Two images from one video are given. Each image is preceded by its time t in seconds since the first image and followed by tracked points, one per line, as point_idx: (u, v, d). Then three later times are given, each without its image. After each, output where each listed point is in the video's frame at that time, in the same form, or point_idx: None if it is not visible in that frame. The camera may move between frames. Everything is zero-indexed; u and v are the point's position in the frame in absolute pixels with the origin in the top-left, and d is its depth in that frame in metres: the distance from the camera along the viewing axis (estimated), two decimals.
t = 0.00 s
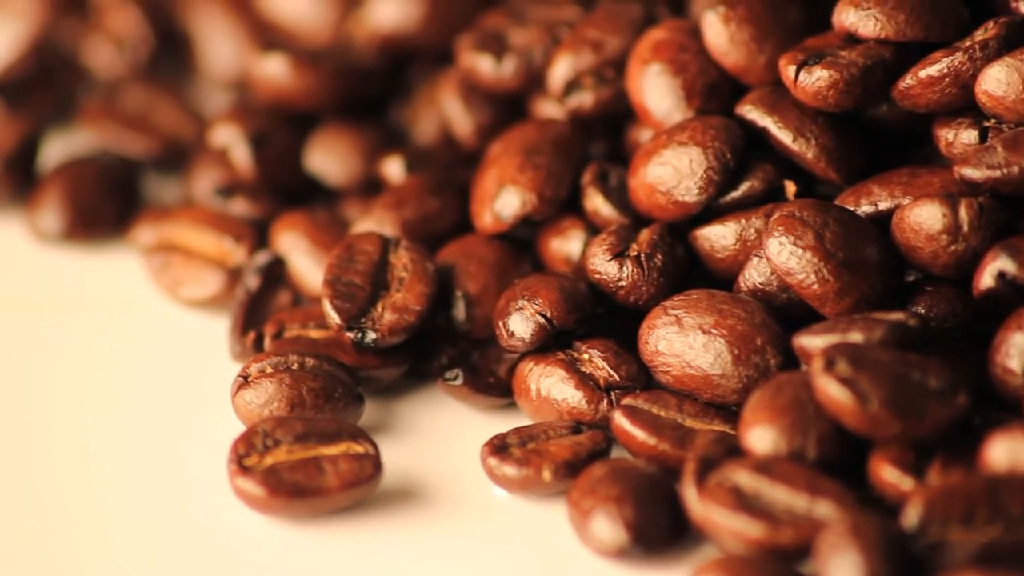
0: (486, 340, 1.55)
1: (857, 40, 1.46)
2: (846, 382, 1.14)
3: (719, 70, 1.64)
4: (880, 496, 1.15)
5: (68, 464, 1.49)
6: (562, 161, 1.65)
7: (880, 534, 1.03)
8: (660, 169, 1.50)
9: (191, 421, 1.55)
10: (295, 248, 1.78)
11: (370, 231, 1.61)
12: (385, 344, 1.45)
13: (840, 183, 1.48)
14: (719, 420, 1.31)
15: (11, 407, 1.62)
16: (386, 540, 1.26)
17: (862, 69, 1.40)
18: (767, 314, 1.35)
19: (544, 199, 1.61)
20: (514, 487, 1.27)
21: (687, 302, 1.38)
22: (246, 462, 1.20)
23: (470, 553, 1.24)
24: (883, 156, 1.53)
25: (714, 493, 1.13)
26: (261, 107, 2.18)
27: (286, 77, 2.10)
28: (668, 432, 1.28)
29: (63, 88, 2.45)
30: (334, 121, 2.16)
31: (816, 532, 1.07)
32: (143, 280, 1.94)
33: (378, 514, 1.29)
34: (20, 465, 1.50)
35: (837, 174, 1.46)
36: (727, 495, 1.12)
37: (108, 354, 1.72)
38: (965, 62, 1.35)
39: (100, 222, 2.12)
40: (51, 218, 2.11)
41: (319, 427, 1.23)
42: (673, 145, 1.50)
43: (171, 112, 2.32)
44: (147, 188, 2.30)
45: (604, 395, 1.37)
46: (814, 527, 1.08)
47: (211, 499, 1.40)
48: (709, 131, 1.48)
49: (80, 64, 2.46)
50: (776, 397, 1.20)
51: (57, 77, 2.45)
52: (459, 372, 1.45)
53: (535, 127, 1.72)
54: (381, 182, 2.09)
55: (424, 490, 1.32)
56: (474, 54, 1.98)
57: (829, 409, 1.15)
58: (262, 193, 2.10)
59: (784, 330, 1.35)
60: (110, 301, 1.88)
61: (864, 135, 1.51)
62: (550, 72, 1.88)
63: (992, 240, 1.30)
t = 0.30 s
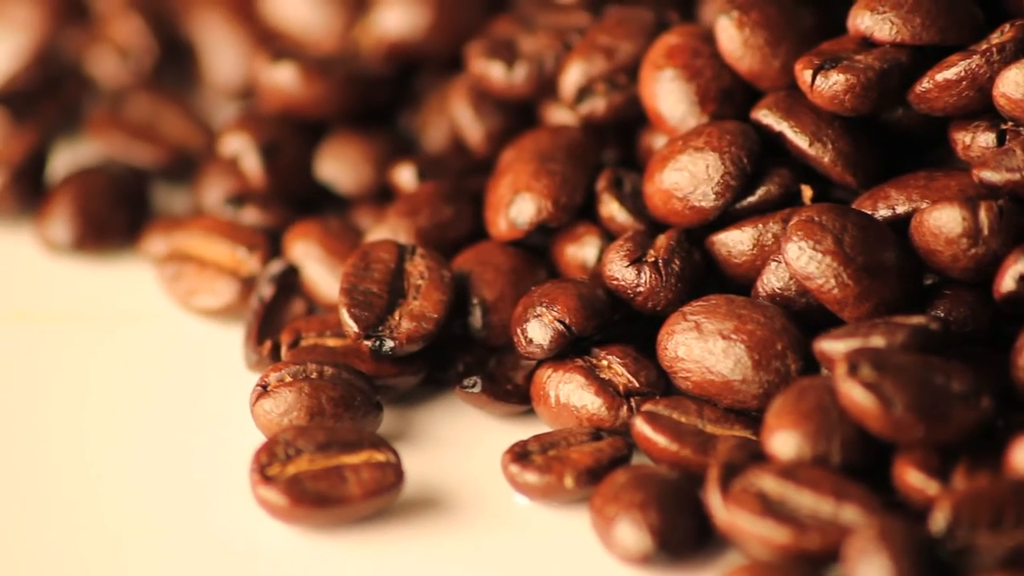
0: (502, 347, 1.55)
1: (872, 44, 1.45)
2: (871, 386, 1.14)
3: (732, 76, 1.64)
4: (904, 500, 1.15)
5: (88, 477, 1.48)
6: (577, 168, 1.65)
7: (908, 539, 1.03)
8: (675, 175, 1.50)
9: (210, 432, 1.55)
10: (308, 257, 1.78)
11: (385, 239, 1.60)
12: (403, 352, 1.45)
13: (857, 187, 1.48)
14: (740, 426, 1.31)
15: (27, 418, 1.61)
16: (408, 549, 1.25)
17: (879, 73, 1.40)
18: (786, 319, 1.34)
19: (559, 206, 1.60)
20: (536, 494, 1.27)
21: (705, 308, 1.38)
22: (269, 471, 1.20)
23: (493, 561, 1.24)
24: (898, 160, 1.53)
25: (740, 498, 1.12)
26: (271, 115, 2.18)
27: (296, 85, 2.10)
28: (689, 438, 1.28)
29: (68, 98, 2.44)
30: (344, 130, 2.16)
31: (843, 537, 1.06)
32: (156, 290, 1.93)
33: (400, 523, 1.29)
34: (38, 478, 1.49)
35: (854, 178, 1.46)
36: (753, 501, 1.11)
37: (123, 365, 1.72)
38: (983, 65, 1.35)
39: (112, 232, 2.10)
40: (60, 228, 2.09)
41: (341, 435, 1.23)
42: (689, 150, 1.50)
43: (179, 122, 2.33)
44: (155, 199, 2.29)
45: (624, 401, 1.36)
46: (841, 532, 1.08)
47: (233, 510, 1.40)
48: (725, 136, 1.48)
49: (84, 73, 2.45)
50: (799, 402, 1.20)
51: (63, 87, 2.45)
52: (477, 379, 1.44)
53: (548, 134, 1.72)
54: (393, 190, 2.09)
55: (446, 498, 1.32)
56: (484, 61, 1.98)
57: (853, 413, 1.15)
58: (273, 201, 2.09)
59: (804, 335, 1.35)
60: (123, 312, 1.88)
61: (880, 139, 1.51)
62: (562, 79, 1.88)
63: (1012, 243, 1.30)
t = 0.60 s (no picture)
0: (520, 354, 1.54)
1: (888, 48, 1.46)
2: (896, 390, 1.13)
3: (747, 81, 1.64)
4: (929, 504, 1.15)
5: (106, 487, 1.48)
6: (592, 174, 1.65)
7: (936, 543, 1.02)
8: (692, 180, 1.49)
9: (227, 443, 1.55)
10: (322, 266, 1.78)
11: (400, 247, 1.60)
12: (421, 360, 1.45)
13: (874, 191, 1.48)
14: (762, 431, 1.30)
15: (43, 429, 1.61)
16: (432, 557, 1.25)
17: (896, 77, 1.40)
18: (806, 324, 1.34)
19: (575, 212, 1.60)
20: (559, 501, 1.27)
21: (725, 313, 1.37)
22: (291, 480, 1.19)
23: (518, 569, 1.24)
24: (914, 163, 1.53)
25: (765, 504, 1.12)
26: (281, 125, 2.18)
27: (306, 94, 2.10)
28: (711, 443, 1.27)
29: (74, 108, 2.44)
30: (354, 138, 2.16)
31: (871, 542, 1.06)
32: (170, 300, 1.93)
33: (423, 531, 1.28)
34: (55, 490, 1.49)
35: (871, 182, 1.46)
36: (779, 506, 1.11)
37: (139, 376, 1.72)
38: (1000, 68, 1.35)
39: (124, 243, 2.09)
40: (70, 239, 2.08)
41: (363, 444, 1.23)
42: (706, 155, 1.49)
43: (187, 132, 2.32)
44: (166, 210, 2.28)
45: (645, 407, 1.36)
46: (868, 537, 1.08)
47: (253, 522, 1.40)
48: (742, 141, 1.48)
49: (89, 83, 2.45)
50: (823, 407, 1.20)
51: (69, 96, 2.45)
52: (496, 387, 1.44)
53: (562, 140, 1.72)
54: (405, 198, 2.09)
55: (469, 506, 1.32)
56: (496, 68, 1.98)
57: (878, 417, 1.15)
58: (285, 210, 2.09)
59: (823, 339, 1.35)
60: (138, 322, 1.87)
61: (896, 142, 1.51)
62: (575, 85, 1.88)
63: None
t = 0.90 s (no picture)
0: (537, 361, 1.54)
1: (904, 51, 1.46)
2: (921, 394, 1.13)
3: (761, 85, 1.64)
4: (954, 507, 1.14)
5: (127, 498, 1.49)
6: (607, 180, 1.64)
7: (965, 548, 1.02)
8: (709, 185, 1.49)
9: (247, 453, 1.55)
10: (336, 274, 1.78)
11: (415, 255, 1.59)
12: (440, 368, 1.45)
13: (891, 195, 1.48)
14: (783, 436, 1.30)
15: (60, 443, 1.61)
16: (456, 566, 1.25)
17: (913, 80, 1.40)
18: (826, 328, 1.34)
19: (591, 219, 1.60)
20: (581, 507, 1.27)
21: (745, 319, 1.37)
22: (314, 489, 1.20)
23: None
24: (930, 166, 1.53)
25: (791, 509, 1.12)
26: (291, 133, 2.18)
27: (316, 102, 2.10)
28: (733, 449, 1.27)
29: (80, 118, 2.44)
30: (364, 146, 2.16)
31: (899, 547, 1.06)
32: (184, 309, 1.92)
33: (446, 540, 1.28)
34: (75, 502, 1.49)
35: (889, 186, 1.46)
36: (805, 511, 1.11)
37: (156, 386, 1.72)
38: (1017, 71, 1.34)
39: (135, 253, 2.08)
40: (82, 249, 2.07)
41: (384, 453, 1.23)
42: (722, 160, 1.49)
43: (195, 141, 2.32)
44: (176, 219, 2.27)
45: (665, 413, 1.36)
46: (896, 542, 1.08)
47: (274, 533, 1.40)
48: (758, 146, 1.48)
49: (96, 93, 2.45)
50: (846, 412, 1.19)
51: (76, 108, 2.45)
52: (514, 394, 1.44)
53: (575, 146, 1.72)
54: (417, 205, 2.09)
55: (491, 514, 1.32)
56: (507, 75, 1.98)
57: (903, 421, 1.15)
58: (296, 218, 2.09)
59: (843, 344, 1.35)
60: (152, 332, 1.87)
61: (912, 145, 1.51)
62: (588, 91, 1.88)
63: None
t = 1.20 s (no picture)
0: (555, 368, 1.54)
1: (921, 55, 1.46)
2: (947, 398, 1.12)
3: (776, 90, 1.64)
4: (981, 511, 1.14)
5: (144, 511, 1.49)
6: (623, 187, 1.64)
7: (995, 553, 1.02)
8: (727, 191, 1.49)
9: (263, 466, 1.55)
10: (351, 283, 1.77)
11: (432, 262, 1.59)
12: (459, 376, 1.44)
13: (909, 200, 1.48)
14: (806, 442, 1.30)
15: (78, 455, 1.62)
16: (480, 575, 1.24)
17: (930, 84, 1.40)
18: (847, 333, 1.34)
19: (608, 225, 1.60)
20: (605, 514, 1.26)
21: (766, 324, 1.37)
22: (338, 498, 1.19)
23: None
24: (948, 170, 1.53)
25: (818, 513, 1.11)
26: (303, 142, 2.18)
27: (327, 110, 2.09)
28: (757, 454, 1.27)
29: (86, 127, 2.44)
30: (375, 154, 2.16)
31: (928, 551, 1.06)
32: (197, 319, 1.92)
33: (470, 549, 1.28)
34: (92, 515, 1.50)
35: (907, 191, 1.46)
36: (833, 516, 1.10)
37: (170, 397, 1.72)
38: None
39: (147, 263, 2.07)
40: (93, 259, 2.06)
41: (407, 461, 1.22)
42: (740, 166, 1.49)
43: (201, 149, 2.32)
44: (187, 229, 2.26)
45: (687, 419, 1.35)
46: (925, 546, 1.07)
47: (293, 550, 1.40)
48: (776, 151, 1.48)
49: (102, 103, 2.45)
50: (871, 417, 1.19)
51: (81, 118, 2.46)
52: (534, 401, 1.44)
53: (590, 153, 1.72)
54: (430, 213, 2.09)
55: (514, 523, 1.32)
56: (519, 82, 1.98)
57: (929, 425, 1.14)
58: (309, 227, 2.08)
59: (865, 348, 1.35)
60: (166, 342, 1.87)
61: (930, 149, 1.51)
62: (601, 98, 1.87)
63: None
